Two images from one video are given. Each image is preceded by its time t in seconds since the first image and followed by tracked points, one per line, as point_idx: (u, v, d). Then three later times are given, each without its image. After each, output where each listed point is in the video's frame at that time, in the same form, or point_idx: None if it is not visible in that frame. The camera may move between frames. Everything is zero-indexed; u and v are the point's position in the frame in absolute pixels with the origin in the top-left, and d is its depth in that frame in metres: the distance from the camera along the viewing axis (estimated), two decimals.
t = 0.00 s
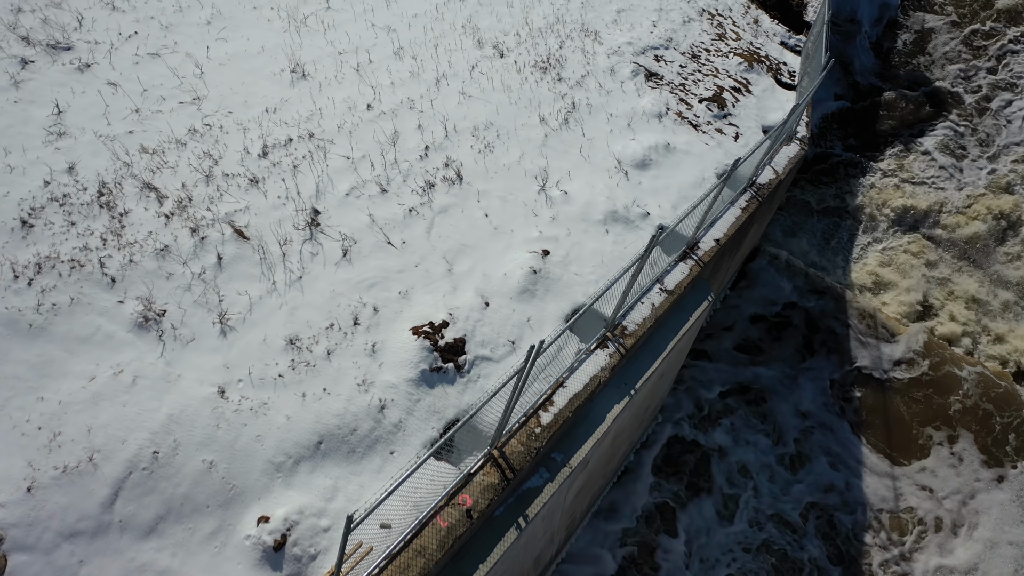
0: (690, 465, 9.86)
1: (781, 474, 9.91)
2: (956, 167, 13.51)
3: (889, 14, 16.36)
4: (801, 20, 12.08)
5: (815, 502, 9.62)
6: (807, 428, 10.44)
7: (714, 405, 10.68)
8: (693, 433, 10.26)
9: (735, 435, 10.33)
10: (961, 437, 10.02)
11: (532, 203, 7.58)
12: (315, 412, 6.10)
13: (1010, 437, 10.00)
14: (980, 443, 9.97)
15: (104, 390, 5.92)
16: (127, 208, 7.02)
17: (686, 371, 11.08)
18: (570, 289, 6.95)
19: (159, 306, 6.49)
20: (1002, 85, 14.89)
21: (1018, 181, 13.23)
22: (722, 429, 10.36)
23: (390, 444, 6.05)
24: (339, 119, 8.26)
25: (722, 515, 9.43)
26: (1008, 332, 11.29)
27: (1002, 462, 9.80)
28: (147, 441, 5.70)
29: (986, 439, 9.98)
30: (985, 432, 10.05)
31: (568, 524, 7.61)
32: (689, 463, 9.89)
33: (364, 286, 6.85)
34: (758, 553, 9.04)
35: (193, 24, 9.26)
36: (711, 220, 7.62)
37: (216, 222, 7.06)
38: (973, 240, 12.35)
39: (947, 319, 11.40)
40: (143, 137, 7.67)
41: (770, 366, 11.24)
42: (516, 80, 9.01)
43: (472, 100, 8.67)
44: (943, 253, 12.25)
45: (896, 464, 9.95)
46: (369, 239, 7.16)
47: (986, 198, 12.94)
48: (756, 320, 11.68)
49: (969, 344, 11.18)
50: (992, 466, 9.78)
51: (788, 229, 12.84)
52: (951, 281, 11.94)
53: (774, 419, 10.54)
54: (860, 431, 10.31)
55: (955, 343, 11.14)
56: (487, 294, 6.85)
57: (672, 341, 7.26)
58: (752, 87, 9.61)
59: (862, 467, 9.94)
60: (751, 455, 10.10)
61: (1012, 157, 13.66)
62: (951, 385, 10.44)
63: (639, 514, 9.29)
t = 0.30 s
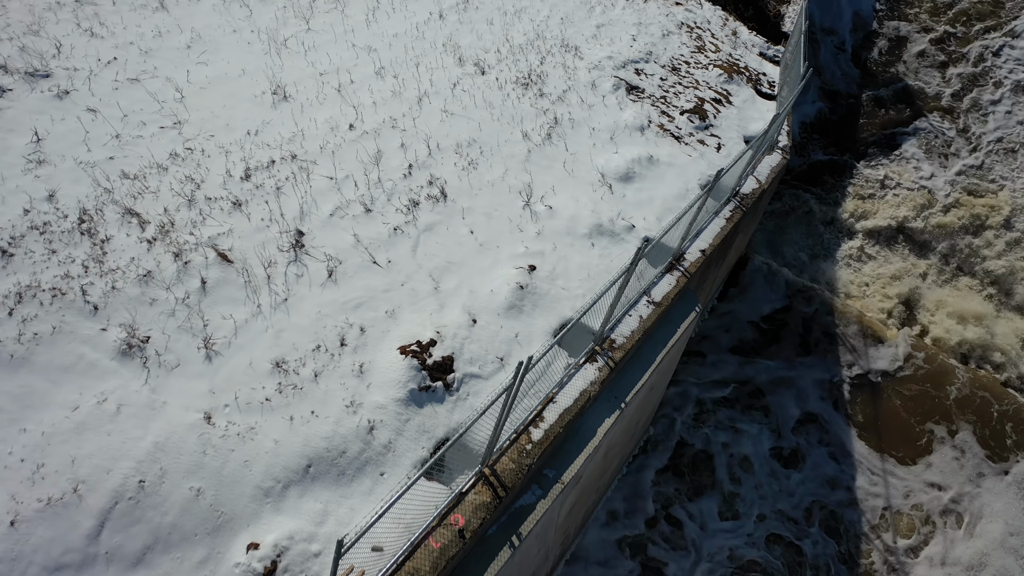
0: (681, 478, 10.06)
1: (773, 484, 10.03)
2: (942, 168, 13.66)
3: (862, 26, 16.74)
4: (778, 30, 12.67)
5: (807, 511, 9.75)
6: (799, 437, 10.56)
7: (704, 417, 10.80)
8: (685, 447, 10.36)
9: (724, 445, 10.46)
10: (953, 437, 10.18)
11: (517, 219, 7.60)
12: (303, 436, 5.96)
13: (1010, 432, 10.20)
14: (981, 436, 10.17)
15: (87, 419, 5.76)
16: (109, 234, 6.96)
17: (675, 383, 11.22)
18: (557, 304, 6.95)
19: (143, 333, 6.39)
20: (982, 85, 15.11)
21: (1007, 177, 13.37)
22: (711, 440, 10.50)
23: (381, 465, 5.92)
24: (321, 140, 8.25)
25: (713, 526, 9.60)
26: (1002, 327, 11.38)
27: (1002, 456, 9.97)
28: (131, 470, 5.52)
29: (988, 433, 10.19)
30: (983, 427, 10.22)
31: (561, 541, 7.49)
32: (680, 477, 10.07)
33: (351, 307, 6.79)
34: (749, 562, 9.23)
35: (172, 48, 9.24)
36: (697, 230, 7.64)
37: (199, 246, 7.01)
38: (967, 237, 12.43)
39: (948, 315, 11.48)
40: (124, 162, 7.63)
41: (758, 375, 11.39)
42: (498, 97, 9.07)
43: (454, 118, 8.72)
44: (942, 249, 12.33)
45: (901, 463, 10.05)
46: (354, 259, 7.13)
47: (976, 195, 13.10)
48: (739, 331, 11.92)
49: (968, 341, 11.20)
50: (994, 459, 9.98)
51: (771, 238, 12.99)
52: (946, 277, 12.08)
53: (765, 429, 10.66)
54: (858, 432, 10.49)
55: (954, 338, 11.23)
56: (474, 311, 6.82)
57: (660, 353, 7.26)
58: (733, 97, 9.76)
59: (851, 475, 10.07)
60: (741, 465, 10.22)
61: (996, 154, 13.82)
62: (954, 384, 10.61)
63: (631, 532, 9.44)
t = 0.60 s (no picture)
0: (675, 490, 10.04)
1: (769, 493, 10.04)
2: (926, 170, 13.83)
3: (841, 38, 17.10)
4: (757, 44, 12.95)
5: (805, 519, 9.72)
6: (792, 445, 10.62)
7: (697, 427, 10.82)
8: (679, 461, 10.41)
9: (718, 456, 10.48)
10: (947, 438, 10.24)
11: (502, 235, 7.60)
12: (292, 459, 5.83)
13: (1009, 424, 10.22)
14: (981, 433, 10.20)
15: (71, 449, 5.60)
16: (91, 261, 6.90)
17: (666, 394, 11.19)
18: (545, 319, 6.93)
19: (127, 360, 6.29)
20: (958, 87, 15.33)
21: (992, 175, 13.49)
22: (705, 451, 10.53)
23: (371, 487, 5.79)
24: (304, 161, 8.24)
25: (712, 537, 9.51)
26: (995, 324, 11.44)
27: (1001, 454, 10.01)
28: (118, 499, 5.37)
29: (988, 428, 10.22)
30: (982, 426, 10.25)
31: (554, 560, 7.37)
32: (675, 488, 10.06)
33: (337, 328, 6.73)
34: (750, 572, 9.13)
35: (153, 73, 9.23)
36: (683, 241, 7.67)
37: (183, 271, 6.95)
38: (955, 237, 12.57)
39: (937, 314, 11.59)
40: (105, 188, 7.58)
41: (750, 384, 11.44)
42: (481, 114, 9.13)
43: (437, 136, 8.76)
44: (929, 249, 12.48)
45: (907, 464, 10.15)
46: (340, 280, 7.08)
47: (960, 195, 13.27)
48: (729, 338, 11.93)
49: (959, 342, 11.26)
50: (998, 456, 10.01)
51: (761, 244, 12.99)
52: (935, 278, 12.18)
53: (758, 438, 10.71)
54: (856, 438, 10.51)
55: (947, 337, 11.31)
56: (462, 329, 6.78)
57: (649, 366, 7.26)
58: (714, 109, 9.87)
59: (846, 481, 10.11)
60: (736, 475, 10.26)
61: (979, 153, 13.96)
62: (951, 381, 10.64)
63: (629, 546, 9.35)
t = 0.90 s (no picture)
0: (673, 498, 9.87)
1: (767, 498, 9.93)
2: (909, 173, 14.04)
3: (819, 48, 17.23)
4: (736, 55, 13.06)
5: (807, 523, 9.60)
6: (788, 449, 10.51)
7: (693, 434, 10.73)
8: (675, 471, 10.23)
9: (715, 462, 10.37)
10: (946, 433, 10.20)
11: (488, 251, 7.64)
12: (280, 483, 5.71)
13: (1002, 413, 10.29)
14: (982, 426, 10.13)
15: (55, 480, 5.45)
16: (73, 288, 6.83)
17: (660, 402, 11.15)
18: (533, 334, 6.93)
19: (111, 387, 6.18)
20: (937, 90, 15.56)
21: (973, 176, 13.74)
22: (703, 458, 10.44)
23: (362, 509, 5.69)
24: (287, 183, 8.24)
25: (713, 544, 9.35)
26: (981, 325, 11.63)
27: (1001, 448, 9.94)
28: (103, 529, 5.21)
29: (988, 421, 10.23)
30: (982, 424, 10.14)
31: None
32: (673, 495, 9.93)
33: (324, 349, 6.68)
34: None
35: (133, 98, 9.21)
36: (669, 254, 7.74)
37: (167, 295, 6.89)
38: (942, 237, 12.69)
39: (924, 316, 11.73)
40: (87, 215, 7.53)
41: (746, 388, 11.36)
42: (464, 131, 9.19)
43: (421, 154, 8.80)
44: (918, 248, 12.58)
45: (913, 463, 10.10)
46: (326, 300, 7.05)
47: (940, 196, 13.48)
48: (721, 345, 11.94)
49: (946, 342, 11.34)
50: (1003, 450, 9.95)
51: (747, 251, 13.13)
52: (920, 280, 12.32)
53: (754, 445, 10.59)
54: (852, 441, 10.48)
55: (938, 339, 11.42)
56: (450, 346, 6.75)
57: (638, 379, 7.27)
58: (695, 121, 10.04)
59: (845, 484, 10.02)
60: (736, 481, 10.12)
61: (961, 155, 14.19)
62: (941, 377, 10.74)
63: (630, 556, 9.15)
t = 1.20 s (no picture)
0: (668, 504, 9.86)
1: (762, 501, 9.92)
2: (892, 174, 14.25)
3: (797, 57, 17.34)
4: (718, 64, 12.83)
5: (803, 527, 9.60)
6: (783, 453, 10.48)
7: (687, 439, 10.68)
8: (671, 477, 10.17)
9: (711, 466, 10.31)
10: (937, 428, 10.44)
11: (475, 265, 7.67)
12: (269, 505, 5.59)
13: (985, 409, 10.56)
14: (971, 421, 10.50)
15: (40, 510, 5.35)
16: (55, 314, 6.77)
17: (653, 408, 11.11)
18: (521, 348, 6.91)
19: (95, 413, 6.09)
20: (916, 91, 15.81)
21: (955, 174, 13.93)
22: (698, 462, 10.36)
23: (354, 529, 5.56)
24: (271, 202, 8.22)
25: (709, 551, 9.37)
26: (970, 321, 11.71)
27: (990, 443, 10.24)
28: (90, 559, 5.13)
29: (981, 410, 10.56)
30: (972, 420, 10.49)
31: None
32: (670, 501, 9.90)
33: (312, 368, 6.62)
34: None
35: (114, 121, 9.17)
36: (654, 264, 7.80)
37: (151, 319, 6.84)
38: (927, 236, 12.85)
39: (912, 315, 11.82)
40: (68, 239, 7.47)
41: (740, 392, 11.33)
42: (447, 147, 9.26)
43: (405, 170, 8.83)
44: (904, 247, 12.70)
45: (915, 456, 10.27)
46: (312, 319, 7.02)
47: (923, 197, 13.66)
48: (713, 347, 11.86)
49: (934, 341, 11.44)
50: (999, 438, 10.26)
51: (735, 256, 13.20)
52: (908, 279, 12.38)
53: (748, 449, 10.57)
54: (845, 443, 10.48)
55: (925, 337, 11.55)
56: (438, 362, 6.71)
57: (628, 390, 7.28)
58: (678, 131, 10.16)
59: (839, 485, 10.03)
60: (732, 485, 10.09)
61: (941, 154, 14.42)
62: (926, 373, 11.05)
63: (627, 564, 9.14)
